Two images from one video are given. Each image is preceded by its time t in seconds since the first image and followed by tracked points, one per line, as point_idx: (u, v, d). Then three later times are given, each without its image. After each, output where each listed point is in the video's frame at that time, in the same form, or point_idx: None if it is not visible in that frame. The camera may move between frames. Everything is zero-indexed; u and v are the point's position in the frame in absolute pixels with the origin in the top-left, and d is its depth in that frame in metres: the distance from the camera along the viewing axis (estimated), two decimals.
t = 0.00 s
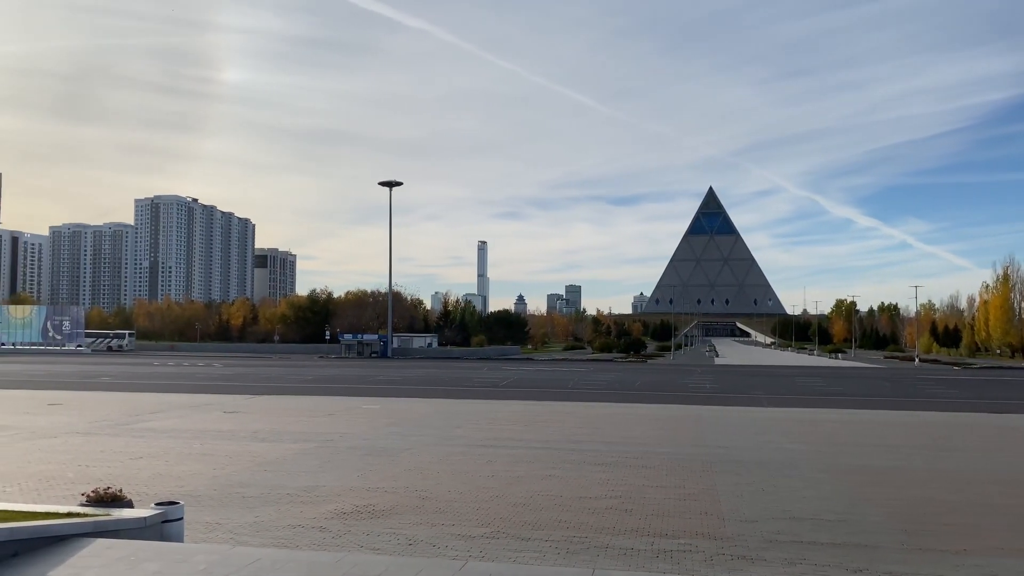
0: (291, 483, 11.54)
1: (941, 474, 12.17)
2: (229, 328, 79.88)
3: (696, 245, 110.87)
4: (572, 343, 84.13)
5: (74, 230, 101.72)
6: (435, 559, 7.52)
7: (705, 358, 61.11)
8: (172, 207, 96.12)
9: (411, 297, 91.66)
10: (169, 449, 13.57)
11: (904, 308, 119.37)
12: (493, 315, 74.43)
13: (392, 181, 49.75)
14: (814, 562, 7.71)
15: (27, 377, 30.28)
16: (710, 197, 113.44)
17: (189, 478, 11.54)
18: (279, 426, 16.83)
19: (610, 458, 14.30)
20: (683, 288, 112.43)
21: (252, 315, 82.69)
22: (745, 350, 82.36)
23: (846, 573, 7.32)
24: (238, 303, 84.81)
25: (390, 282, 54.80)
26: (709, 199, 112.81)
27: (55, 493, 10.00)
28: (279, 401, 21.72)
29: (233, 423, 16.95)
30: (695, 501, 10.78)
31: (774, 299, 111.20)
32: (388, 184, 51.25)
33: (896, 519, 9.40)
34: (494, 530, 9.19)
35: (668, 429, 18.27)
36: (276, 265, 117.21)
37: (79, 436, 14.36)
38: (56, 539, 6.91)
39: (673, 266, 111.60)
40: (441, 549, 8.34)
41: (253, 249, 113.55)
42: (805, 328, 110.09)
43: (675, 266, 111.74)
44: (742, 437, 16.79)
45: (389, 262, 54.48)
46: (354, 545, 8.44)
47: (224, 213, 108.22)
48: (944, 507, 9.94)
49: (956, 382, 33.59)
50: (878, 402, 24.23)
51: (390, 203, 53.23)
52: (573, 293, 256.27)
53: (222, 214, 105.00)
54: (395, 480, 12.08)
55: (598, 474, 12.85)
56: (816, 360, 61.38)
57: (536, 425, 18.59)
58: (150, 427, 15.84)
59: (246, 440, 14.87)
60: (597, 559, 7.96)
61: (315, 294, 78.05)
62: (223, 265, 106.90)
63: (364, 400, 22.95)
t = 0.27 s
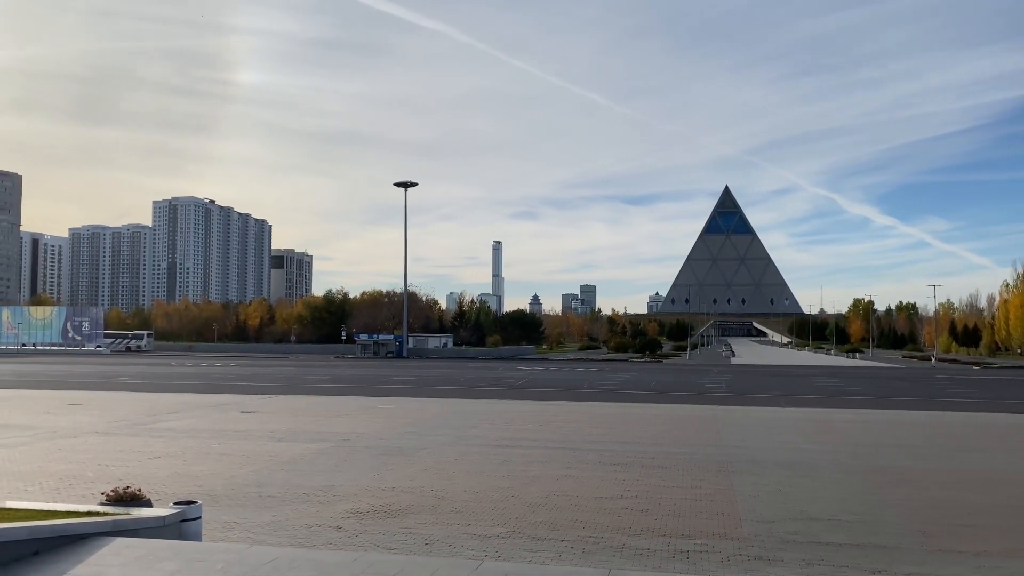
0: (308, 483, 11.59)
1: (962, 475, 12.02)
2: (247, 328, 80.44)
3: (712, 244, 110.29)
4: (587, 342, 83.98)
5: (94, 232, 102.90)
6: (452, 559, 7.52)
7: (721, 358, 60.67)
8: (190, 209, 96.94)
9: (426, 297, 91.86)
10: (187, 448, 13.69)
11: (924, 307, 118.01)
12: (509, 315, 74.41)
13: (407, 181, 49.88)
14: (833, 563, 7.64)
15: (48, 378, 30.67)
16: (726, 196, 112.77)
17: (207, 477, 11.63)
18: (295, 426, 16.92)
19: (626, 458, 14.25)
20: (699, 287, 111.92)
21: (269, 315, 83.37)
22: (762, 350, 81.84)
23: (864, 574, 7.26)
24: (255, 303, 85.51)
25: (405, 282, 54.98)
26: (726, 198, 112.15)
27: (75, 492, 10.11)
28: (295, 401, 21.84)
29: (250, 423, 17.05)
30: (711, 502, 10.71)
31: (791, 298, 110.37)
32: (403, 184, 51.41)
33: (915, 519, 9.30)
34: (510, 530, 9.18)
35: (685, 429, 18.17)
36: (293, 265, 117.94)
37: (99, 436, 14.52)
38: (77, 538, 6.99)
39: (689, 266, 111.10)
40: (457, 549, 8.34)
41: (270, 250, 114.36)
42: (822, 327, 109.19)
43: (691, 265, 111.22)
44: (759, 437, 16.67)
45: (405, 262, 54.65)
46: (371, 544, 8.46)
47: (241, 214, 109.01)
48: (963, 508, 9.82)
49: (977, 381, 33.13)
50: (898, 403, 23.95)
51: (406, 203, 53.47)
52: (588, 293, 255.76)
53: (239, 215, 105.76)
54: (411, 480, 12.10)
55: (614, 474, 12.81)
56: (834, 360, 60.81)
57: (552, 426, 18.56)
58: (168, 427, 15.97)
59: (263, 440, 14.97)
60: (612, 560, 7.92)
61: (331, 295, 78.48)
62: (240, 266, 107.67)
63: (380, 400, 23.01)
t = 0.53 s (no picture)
0: (326, 482, 11.65)
1: (983, 476, 11.87)
2: (265, 329, 81.10)
3: (729, 243, 109.63)
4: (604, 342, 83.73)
5: (114, 234, 104.10)
6: (468, 558, 7.52)
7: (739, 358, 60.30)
8: (208, 210, 97.75)
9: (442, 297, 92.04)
10: (207, 448, 13.80)
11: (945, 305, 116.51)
12: (525, 314, 74.38)
13: (422, 182, 49.97)
14: (853, 564, 7.56)
15: (70, 378, 31.09)
16: (744, 195, 112.01)
17: (226, 477, 11.71)
18: (313, 426, 17.00)
19: (644, 458, 14.20)
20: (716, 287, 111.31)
21: (287, 315, 84.08)
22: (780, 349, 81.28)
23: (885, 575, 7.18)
24: (273, 304, 86.35)
25: (421, 282, 55.12)
26: (743, 197, 111.39)
27: (97, 492, 10.22)
28: (312, 401, 21.98)
29: (268, 422, 17.17)
30: (729, 502, 10.63)
31: (809, 297, 109.60)
32: (419, 184, 51.51)
33: (937, 520, 9.18)
34: (527, 530, 9.18)
35: (701, 429, 18.06)
36: (311, 266, 118.65)
37: (119, 436, 14.67)
38: (99, 536, 7.07)
39: (707, 265, 110.50)
40: (475, 549, 8.33)
41: (287, 251, 115.07)
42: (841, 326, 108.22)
43: (708, 264, 110.63)
44: (777, 437, 16.55)
45: (421, 262, 54.82)
46: (388, 544, 8.48)
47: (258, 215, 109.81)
48: (987, 510, 9.66)
49: (1000, 380, 32.66)
50: (919, 402, 23.67)
51: (422, 203, 53.65)
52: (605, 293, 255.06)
53: (257, 217, 106.53)
54: (428, 480, 12.12)
55: (633, 474, 12.76)
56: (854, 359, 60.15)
57: (569, 425, 18.55)
58: (187, 427, 16.12)
59: (281, 440, 15.07)
60: (630, 559, 7.90)
61: (348, 296, 78.93)
62: (259, 267, 108.59)
63: (397, 400, 23.08)
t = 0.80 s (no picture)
0: (344, 482, 11.71)
1: (1009, 476, 11.68)
2: (284, 329, 81.66)
3: (749, 242, 108.80)
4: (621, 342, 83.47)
5: (135, 236, 105.25)
6: (487, 558, 7.51)
7: (759, 357, 59.90)
8: (228, 212, 98.59)
9: (460, 297, 92.18)
10: (227, 448, 13.91)
11: (968, 304, 114.77)
12: (542, 314, 74.30)
13: (439, 183, 50.03)
14: (875, 565, 7.46)
15: (93, 379, 31.52)
16: (763, 193, 111.15)
17: (246, 476, 11.81)
18: (331, 425, 17.08)
19: (663, 458, 14.13)
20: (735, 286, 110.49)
21: (306, 315, 84.65)
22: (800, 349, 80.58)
23: None
24: (292, 304, 86.94)
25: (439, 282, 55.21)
26: (762, 195, 110.51)
27: (119, 491, 10.33)
28: (331, 400, 22.11)
29: (287, 422, 17.27)
30: (749, 502, 10.55)
31: (830, 296, 107.97)
32: (436, 185, 51.63)
33: (962, 520, 9.04)
34: (546, 529, 9.16)
35: (720, 429, 17.93)
36: (329, 267, 119.27)
37: (140, 435, 14.84)
38: (120, 535, 7.14)
39: (725, 264, 109.74)
40: (494, 549, 8.31)
41: (306, 251, 115.77)
42: (863, 325, 107.04)
43: (727, 263, 109.87)
44: (797, 437, 16.38)
45: (438, 263, 54.92)
46: (407, 543, 8.49)
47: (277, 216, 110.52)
48: (1012, 510, 9.51)
49: None
50: (943, 402, 23.35)
51: (439, 204, 53.76)
52: (623, 292, 254.11)
53: (276, 218, 107.15)
54: (446, 479, 12.13)
55: (651, 473, 12.70)
56: (876, 358, 59.53)
57: (586, 425, 18.49)
58: (207, 426, 16.25)
59: (300, 439, 15.15)
60: (649, 559, 7.86)
61: (366, 296, 79.27)
62: (278, 268, 109.30)
63: (414, 399, 23.14)
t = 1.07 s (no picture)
0: (364, 480, 11.76)
1: None
2: (303, 329, 82.18)
3: (769, 240, 107.87)
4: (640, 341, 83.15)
5: (157, 237, 106.21)
6: (507, 558, 7.48)
7: (779, 356, 59.45)
8: (248, 212, 99.20)
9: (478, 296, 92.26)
10: (248, 447, 14.02)
11: (994, 301, 113.01)
12: (561, 313, 74.13)
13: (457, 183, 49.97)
14: (898, 565, 7.37)
15: (117, 378, 31.93)
16: (783, 191, 110.09)
17: (267, 475, 11.88)
18: (350, 424, 17.15)
19: (682, 457, 14.04)
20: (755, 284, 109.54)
21: (325, 315, 85.12)
22: (821, 348, 79.78)
23: None
24: (312, 304, 87.44)
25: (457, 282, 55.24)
26: (782, 192, 109.44)
27: (142, 490, 10.44)
28: (350, 400, 22.22)
29: (308, 421, 17.38)
30: (770, 501, 10.44)
31: (851, 295, 106.48)
32: (453, 184, 51.67)
33: (987, 521, 8.90)
34: (565, 529, 9.13)
35: (740, 428, 17.79)
36: (348, 266, 119.85)
37: (163, 434, 14.98)
38: (144, 533, 7.20)
39: (745, 262, 108.93)
40: (514, 548, 8.30)
41: (325, 251, 116.30)
42: (885, 323, 105.76)
43: (747, 261, 109.03)
44: (818, 436, 16.21)
45: (457, 262, 54.98)
46: (426, 542, 8.50)
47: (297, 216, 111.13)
48: None
49: None
50: (968, 401, 23.00)
51: (457, 203, 53.82)
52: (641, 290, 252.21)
53: (296, 218, 107.69)
54: (465, 479, 12.13)
55: (671, 473, 12.63)
56: (898, 357, 58.83)
57: (605, 424, 18.42)
58: (228, 426, 16.38)
59: (320, 438, 15.23)
60: (670, 559, 7.81)
61: (385, 296, 79.54)
62: (297, 267, 110.00)
63: (433, 398, 23.19)
